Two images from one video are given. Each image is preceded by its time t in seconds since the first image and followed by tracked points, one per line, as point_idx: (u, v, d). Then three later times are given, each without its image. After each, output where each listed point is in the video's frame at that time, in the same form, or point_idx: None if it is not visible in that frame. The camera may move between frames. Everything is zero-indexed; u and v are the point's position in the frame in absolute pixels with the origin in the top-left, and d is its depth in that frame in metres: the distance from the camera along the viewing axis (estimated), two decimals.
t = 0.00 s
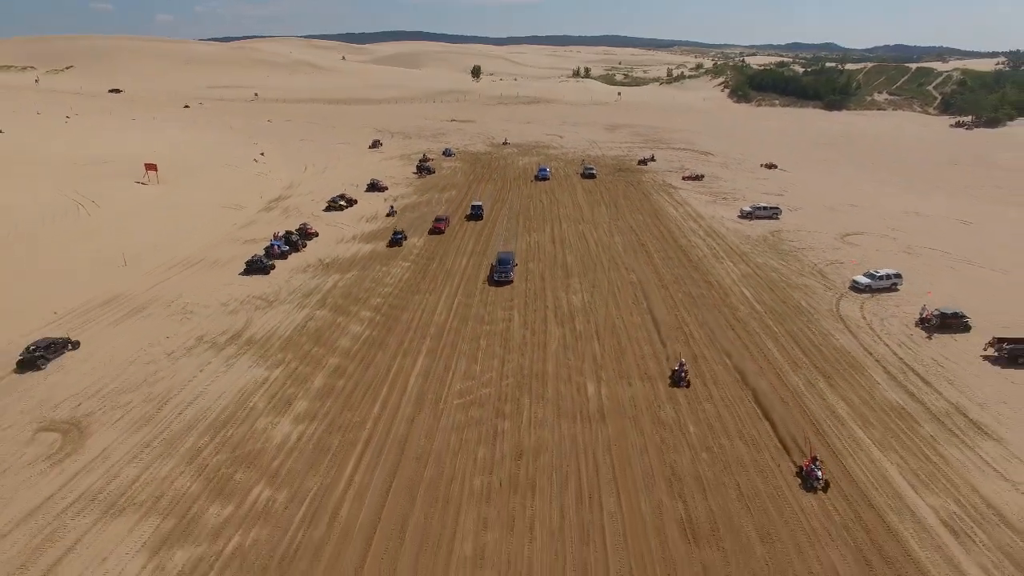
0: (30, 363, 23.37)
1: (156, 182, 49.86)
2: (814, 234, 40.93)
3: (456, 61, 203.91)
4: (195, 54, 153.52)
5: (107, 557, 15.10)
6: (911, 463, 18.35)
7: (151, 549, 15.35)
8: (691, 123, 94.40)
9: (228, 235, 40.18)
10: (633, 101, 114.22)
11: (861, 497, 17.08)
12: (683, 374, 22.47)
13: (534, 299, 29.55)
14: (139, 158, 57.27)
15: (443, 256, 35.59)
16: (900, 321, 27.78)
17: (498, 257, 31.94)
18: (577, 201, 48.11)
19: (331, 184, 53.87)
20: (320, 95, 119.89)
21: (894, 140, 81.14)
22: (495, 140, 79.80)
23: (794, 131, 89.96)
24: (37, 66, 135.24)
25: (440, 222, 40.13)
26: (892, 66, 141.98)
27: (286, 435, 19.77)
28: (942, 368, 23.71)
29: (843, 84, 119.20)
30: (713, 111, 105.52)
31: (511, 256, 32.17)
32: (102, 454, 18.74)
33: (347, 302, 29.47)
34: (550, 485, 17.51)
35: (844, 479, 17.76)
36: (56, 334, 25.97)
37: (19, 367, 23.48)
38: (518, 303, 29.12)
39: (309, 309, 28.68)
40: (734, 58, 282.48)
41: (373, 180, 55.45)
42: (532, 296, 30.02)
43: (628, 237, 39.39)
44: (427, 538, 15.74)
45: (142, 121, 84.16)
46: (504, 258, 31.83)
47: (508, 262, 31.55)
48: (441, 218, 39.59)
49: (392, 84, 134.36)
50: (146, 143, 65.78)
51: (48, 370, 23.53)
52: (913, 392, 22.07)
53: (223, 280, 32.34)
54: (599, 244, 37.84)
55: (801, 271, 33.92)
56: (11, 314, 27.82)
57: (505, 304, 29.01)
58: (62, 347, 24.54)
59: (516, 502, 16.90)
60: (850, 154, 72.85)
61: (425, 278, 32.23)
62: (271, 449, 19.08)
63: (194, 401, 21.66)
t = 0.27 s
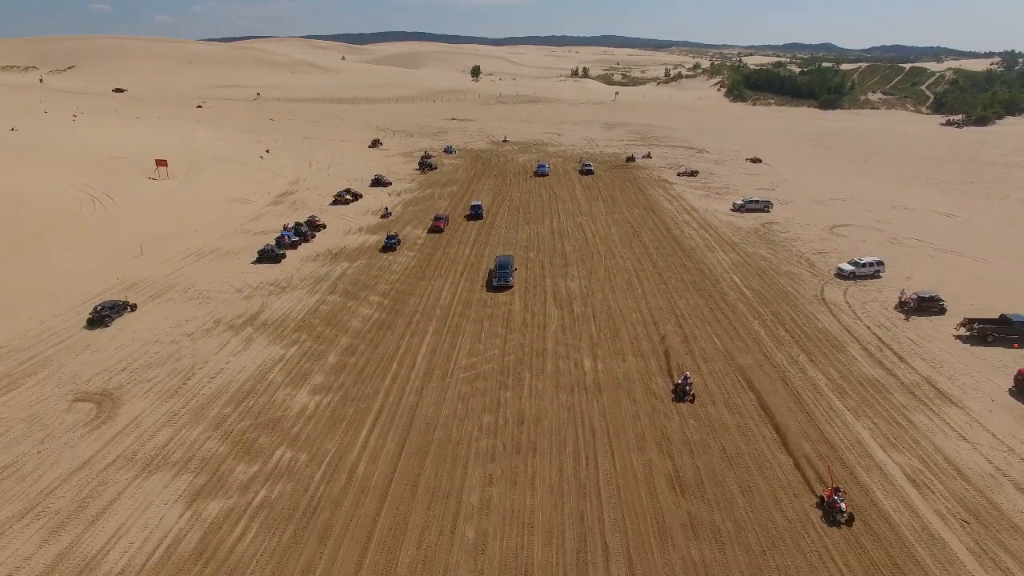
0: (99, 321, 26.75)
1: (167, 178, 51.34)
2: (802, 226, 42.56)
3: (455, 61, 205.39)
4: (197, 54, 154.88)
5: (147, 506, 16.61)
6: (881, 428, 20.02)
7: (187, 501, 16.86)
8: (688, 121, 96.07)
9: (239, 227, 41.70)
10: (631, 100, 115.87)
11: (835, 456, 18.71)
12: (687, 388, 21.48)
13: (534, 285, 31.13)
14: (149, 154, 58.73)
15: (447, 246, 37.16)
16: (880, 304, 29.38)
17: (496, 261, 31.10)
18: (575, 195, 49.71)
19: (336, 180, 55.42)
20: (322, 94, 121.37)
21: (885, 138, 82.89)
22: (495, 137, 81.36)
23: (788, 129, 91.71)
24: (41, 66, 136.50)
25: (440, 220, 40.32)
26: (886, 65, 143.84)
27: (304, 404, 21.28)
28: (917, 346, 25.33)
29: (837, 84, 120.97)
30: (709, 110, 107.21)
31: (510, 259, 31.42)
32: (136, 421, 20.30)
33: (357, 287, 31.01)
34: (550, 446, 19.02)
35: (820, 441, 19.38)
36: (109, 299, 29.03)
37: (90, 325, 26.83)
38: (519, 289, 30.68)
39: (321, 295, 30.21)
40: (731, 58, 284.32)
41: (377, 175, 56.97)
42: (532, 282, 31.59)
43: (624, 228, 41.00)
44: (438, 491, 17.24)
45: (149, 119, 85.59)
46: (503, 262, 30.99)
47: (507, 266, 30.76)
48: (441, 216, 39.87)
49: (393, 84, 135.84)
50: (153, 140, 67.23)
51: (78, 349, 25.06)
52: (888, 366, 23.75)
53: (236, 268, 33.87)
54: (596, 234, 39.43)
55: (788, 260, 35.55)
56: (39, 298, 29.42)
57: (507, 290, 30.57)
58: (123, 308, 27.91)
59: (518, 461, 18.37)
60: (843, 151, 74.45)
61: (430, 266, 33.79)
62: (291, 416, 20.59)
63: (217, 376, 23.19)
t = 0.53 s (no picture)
0: (144, 292, 29.55)
1: (174, 174, 52.58)
2: (793, 219, 43.99)
3: (454, 61, 206.69)
4: (197, 53, 155.92)
5: (176, 469, 17.94)
6: (859, 400, 21.41)
7: (212, 464, 18.19)
8: (683, 120, 97.53)
9: (246, 220, 42.99)
10: (628, 99, 117.35)
11: (816, 428, 19.98)
12: (690, 402, 20.54)
13: (533, 273, 32.47)
14: (155, 150, 59.93)
15: (449, 238, 38.50)
16: (863, 290, 30.80)
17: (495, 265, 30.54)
18: (572, 190, 51.09)
19: (339, 176, 56.71)
20: (322, 94, 122.59)
21: (877, 136, 84.48)
22: (494, 135, 82.66)
23: (782, 127, 93.24)
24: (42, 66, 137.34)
25: (438, 218, 40.23)
26: (880, 66, 145.63)
27: (317, 380, 22.62)
28: (896, 328, 26.74)
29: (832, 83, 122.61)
30: (705, 109, 108.70)
31: (509, 262, 30.88)
32: (160, 395, 21.64)
33: (363, 276, 32.33)
34: (549, 416, 20.35)
35: (801, 413, 20.73)
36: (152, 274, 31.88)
37: (134, 296, 29.63)
38: (519, 277, 32.04)
39: (329, 282, 31.52)
40: (727, 58, 286.26)
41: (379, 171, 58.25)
42: (531, 270, 32.94)
43: (620, 221, 42.39)
44: (445, 455, 18.54)
45: (152, 118, 86.74)
46: (502, 266, 30.43)
47: (506, 270, 30.16)
48: (440, 216, 39.61)
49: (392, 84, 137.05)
50: (158, 137, 68.42)
51: (100, 332, 26.36)
52: (868, 346, 25.15)
53: (246, 258, 35.15)
54: (592, 227, 40.80)
55: (778, 250, 36.96)
56: (59, 285, 30.66)
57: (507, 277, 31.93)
58: (165, 281, 30.78)
59: (518, 429, 19.70)
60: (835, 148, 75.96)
61: (433, 256, 35.15)
62: (306, 391, 21.92)
63: (234, 355, 24.50)
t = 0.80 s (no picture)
0: (181, 268, 32.54)
1: (183, 170, 53.91)
2: (784, 212, 45.41)
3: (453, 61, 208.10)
4: (199, 53, 157.11)
5: (202, 436, 19.34)
6: (839, 376, 22.80)
7: (235, 432, 19.57)
8: (680, 118, 98.96)
9: (255, 214, 44.34)
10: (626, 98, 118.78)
11: (799, 401, 21.29)
12: (695, 418, 19.65)
13: (533, 262, 33.85)
14: (163, 147, 61.22)
15: (451, 230, 39.90)
16: (848, 278, 32.22)
17: (494, 269, 29.62)
18: (571, 186, 52.48)
19: (343, 172, 58.06)
20: (323, 93, 123.93)
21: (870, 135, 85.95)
22: (494, 134, 84.00)
23: (778, 126, 94.70)
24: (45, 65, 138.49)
25: (437, 216, 40.20)
26: (875, 65, 147.22)
27: (330, 358, 23.99)
28: (877, 312, 28.16)
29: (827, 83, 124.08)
30: (702, 108, 110.17)
31: (509, 266, 29.96)
32: (183, 372, 23.03)
33: (370, 265, 33.70)
34: (548, 390, 21.73)
35: (785, 388, 22.07)
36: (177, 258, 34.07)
37: (172, 272, 32.67)
38: (519, 265, 33.43)
39: (337, 271, 32.88)
40: (725, 58, 287.79)
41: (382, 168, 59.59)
42: (531, 260, 34.32)
43: (616, 214, 43.79)
44: (451, 424, 19.89)
45: (157, 116, 88.07)
46: (502, 270, 29.48)
47: (506, 273, 29.26)
48: (439, 213, 39.58)
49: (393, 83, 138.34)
50: (165, 135, 69.73)
51: (121, 317, 27.73)
52: (850, 328, 26.55)
53: (257, 249, 36.52)
54: (590, 219, 42.18)
55: (768, 241, 38.37)
56: (79, 275, 32.03)
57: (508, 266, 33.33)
58: (198, 259, 33.66)
59: (519, 401, 21.07)
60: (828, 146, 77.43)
61: (436, 247, 36.53)
62: (319, 367, 23.31)
63: (249, 337, 25.87)
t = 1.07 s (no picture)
0: (216, 246, 35.97)
1: (193, 166, 55.51)
2: (775, 205, 47.05)
3: (454, 61, 209.79)
4: (202, 53, 158.76)
5: (228, 403, 20.96)
6: (819, 352, 24.41)
7: (259, 399, 21.19)
8: (678, 117, 100.61)
9: (265, 207, 45.94)
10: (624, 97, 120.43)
11: (782, 373, 22.88)
12: (703, 437, 18.69)
13: (533, 251, 35.53)
14: (172, 144, 62.82)
15: (454, 222, 41.53)
16: (833, 265, 33.88)
17: (494, 274, 29.10)
18: (569, 181, 54.18)
19: (348, 168, 59.70)
20: (326, 93, 125.61)
21: (864, 133, 87.56)
22: (494, 132, 85.66)
23: (773, 124, 96.40)
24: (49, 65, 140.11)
25: (437, 215, 40.55)
26: (871, 66, 148.99)
27: (343, 336, 25.62)
28: (858, 296, 29.82)
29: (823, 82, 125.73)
30: (699, 107, 111.86)
31: (509, 272, 29.44)
32: (206, 348, 24.61)
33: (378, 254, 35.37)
34: (548, 363, 23.35)
35: (768, 361, 23.69)
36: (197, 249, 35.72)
37: (208, 248, 36.09)
38: (520, 254, 35.11)
39: (347, 259, 34.54)
40: (723, 58, 289.74)
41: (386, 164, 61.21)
42: (531, 248, 35.98)
43: (613, 207, 45.42)
44: (458, 392, 21.51)
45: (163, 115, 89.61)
46: (501, 275, 28.95)
47: (506, 279, 28.72)
48: (438, 212, 39.94)
49: (394, 83, 139.99)
50: (173, 133, 71.38)
51: (144, 299, 29.36)
52: (831, 309, 28.19)
53: (269, 239, 38.15)
54: (588, 212, 43.84)
55: (759, 231, 40.02)
56: (101, 263, 33.57)
57: (509, 255, 34.97)
58: (231, 238, 37.18)
59: (520, 372, 22.71)
60: (822, 144, 79.10)
61: (441, 237, 38.16)
62: (334, 343, 24.94)
63: (266, 317, 27.50)
